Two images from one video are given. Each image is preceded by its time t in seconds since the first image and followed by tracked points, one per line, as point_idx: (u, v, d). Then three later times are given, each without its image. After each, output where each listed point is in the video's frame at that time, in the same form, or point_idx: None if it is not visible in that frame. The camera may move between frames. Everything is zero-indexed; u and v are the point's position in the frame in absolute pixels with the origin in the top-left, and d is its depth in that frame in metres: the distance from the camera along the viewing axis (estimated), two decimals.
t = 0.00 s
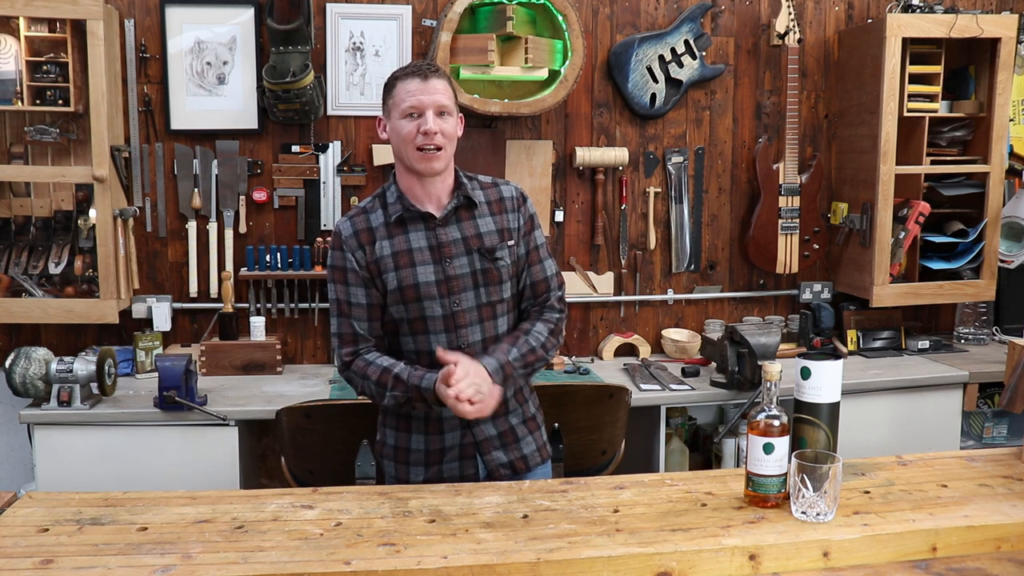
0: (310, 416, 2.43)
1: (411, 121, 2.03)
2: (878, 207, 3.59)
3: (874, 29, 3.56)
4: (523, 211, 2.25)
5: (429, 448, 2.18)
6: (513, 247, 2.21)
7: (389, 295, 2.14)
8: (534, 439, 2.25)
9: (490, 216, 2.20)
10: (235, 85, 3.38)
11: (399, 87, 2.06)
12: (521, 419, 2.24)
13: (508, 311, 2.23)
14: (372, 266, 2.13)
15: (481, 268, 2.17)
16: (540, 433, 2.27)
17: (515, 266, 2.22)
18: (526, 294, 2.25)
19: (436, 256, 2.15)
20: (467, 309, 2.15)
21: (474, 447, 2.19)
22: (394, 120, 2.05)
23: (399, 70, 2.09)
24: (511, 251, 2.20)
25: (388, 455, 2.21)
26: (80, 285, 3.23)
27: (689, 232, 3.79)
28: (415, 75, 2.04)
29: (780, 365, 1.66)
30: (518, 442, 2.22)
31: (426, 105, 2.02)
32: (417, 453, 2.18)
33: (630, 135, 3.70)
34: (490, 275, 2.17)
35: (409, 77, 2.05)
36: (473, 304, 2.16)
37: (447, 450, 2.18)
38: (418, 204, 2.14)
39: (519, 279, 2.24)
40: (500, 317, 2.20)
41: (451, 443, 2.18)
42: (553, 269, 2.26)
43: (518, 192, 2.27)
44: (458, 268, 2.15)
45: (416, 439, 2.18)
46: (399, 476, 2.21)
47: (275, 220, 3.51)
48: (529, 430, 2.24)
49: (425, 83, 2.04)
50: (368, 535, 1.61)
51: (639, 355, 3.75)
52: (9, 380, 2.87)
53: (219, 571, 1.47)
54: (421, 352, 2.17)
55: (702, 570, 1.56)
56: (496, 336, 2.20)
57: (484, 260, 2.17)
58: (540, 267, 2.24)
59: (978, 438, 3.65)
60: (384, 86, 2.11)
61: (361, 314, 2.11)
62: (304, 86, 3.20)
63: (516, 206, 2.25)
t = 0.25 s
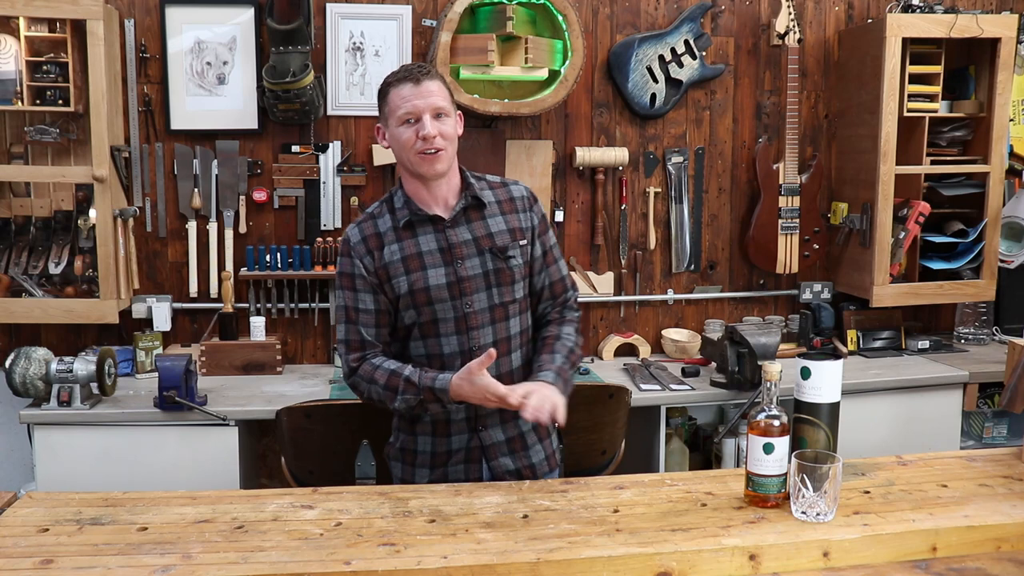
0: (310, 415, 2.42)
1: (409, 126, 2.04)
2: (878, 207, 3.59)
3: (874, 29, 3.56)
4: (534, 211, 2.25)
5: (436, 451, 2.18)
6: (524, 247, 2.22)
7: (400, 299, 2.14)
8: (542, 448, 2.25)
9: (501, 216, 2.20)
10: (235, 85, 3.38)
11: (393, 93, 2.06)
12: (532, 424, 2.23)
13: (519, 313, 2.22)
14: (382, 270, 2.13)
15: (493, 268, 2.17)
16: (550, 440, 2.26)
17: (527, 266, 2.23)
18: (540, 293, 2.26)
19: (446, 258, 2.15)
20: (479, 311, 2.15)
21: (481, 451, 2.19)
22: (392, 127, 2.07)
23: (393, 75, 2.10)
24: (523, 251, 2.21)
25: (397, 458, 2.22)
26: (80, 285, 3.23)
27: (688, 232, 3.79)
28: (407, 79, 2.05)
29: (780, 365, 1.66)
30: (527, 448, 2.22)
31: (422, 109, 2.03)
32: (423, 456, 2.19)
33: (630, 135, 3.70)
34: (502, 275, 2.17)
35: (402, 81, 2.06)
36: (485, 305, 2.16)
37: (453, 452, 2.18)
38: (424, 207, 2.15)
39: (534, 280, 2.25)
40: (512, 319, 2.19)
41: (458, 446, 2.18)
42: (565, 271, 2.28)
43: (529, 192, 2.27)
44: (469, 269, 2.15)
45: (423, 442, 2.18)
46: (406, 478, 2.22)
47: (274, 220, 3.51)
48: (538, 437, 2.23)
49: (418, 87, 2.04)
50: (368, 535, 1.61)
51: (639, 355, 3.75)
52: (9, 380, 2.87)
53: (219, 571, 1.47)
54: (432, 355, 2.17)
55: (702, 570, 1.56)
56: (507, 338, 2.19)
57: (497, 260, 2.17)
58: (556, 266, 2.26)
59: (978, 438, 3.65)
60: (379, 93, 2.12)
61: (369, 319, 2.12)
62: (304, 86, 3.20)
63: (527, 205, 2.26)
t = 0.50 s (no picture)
0: (310, 415, 2.42)
1: (435, 120, 2.04)
2: (877, 207, 3.59)
3: (874, 29, 3.56)
4: (559, 215, 2.25)
5: (439, 452, 2.18)
6: (543, 250, 2.21)
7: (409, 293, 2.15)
8: (550, 456, 2.22)
9: (522, 216, 2.20)
10: (235, 85, 3.38)
11: (423, 86, 2.08)
12: (539, 432, 2.21)
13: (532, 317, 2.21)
14: (393, 262, 2.15)
15: (507, 268, 2.16)
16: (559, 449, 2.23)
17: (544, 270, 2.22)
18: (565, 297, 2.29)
19: (460, 255, 2.15)
20: (488, 310, 2.15)
21: (484, 455, 2.17)
22: (419, 120, 2.07)
23: (423, 67, 2.11)
24: (540, 254, 2.20)
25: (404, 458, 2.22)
26: (80, 285, 3.23)
27: (688, 232, 3.79)
28: (437, 72, 2.06)
29: (780, 365, 1.66)
30: (532, 455, 2.20)
31: (449, 103, 2.04)
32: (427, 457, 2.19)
33: (630, 135, 3.70)
34: (516, 276, 2.17)
35: (431, 74, 2.07)
36: (495, 305, 2.16)
37: (457, 455, 2.17)
38: (446, 201, 2.16)
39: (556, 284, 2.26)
40: (521, 322, 2.18)
41: (460, 448, 2.17)
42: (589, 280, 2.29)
43: (555, 195, 2.27)
44: (483, 267, 2.15)
45: (427, 443, 2.19)
46: (411, 479, 2.22)
47: (274, 220, 3.51)
48: (546, 445, 2.22)
49: (448, 81, 2.05)
50: (368, 535, 1.61)
51: (638, 355, 3.75)
52: (9, 380, 2.87)
53: (219, 571, 1.47)
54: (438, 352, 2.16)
55: (702, 570, 1.56)
56: (515, 341, 2.18)
57: (512, 260, 2.17)
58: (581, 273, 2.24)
59: (977, 438, 3.65)
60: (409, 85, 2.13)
61: (376, 311, 2.14)
62: (304, 86, 3.20)
63: (553, 209, 2.25)
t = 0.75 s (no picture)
0: (311, 415, 2.42)
1: (480, 126, 1.98)
2: (878, 207, 3.59)
3: (874, 29, 3.56)
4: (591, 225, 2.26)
5: (448, 452, 2.18)
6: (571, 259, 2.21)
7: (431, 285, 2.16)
8: (561, 465, 2.21)
9: (554, 223, 2.20)
10: (235, 85, 3.38)
11: (470, 87, 2.00)
12: (551, 440, 2.20)
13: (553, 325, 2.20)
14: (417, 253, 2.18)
15: (531, 273, 2.17)
16: (570, 458, 2.22)
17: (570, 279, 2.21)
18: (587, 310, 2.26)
19: (486, 253, 2.16)
20: (508, 313, 2.15)
21: (493, 460, 2.17)
22: (462, 122, 2.01)
23: (473, 63, 2.02)
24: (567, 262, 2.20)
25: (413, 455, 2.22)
26: (80, 285, 3.23)
27: (688, 232, 3.79)
28: (487, 76, 1.98)
29: (780, 365, 1.66)
30: (543, 463, 2.18)
31: (497, 111, 1.97)
32: (436, 456, 2.19)
33: (630, 135, 3.70)
34: (539, 282, 2.16)
35: (481, 75, 1.99)
36: (515, 309, 2.16)
37: (467, 457, 2.17)
38: (478, 198, 2.17)
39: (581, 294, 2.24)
40: (541, 328, 2.17)
41: (470, 451, 2.17)
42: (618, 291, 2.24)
43: (590, 206, 2.27)
44: (507, 269, 2.16)
45: (437, 441, 2.19)
46: (419, 478, 2.22)
47: (274, 220, 3.51)
48: (558, 453, 2.20)
49: (497, 86, 1.97)
50: (368, 535, 1.61)
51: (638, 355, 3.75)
52: (9, 380, 2.87)
53: (219, 571, 1.47)
54: (453, 349, 2.16)
55: (702, 570, 1.56)
56: (532, 347, 2.17)
57: (537, 266, 2.17)
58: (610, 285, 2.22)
59: (977, 438, 3.65)
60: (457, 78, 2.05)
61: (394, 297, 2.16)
62: (304, 86, 3.20)
63: (585, 219, 2.26)
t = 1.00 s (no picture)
0: (310, 415, 2.42)
1: (526, 131, 1.90)
2: (878, 207, 3.59)
3: (874, 29, 3.56)
4: (627, 238, 2.16)
5: (458, 454, 2.17)
6: (602, 272, 2.13)
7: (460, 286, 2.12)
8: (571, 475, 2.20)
9: (588, 234, 2.13)
10: (235, 85, 3.38)
11: (519, 88, 1.91)
12: (564, 450, 2.19)
13: (577, 338, 2.16)
14: (448, 252, 2.12)
15: (559, 285, 2.11)
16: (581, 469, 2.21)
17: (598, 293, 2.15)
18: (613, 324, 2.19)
19: (516, 260, 2.10)
20: (532, 323, 2.11)
21: (502, 467, 2.16)
22: (508, 124, 1.93)
23: (525, 65, 1.92)
24: (598, 276, 2.13)
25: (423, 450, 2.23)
26: (81, 285, 3.23)
27: (688, 232, 3.79)
28: (538, 79, 1.88)
29: (780, 365, 1.66)
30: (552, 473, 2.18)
31: (544, 117, 1.89)
32: (444, 456, 2.18)
33: (630, 135, 3.70)
34: (567, 295, 2.11)
35: (532, 78, 1.90)
36: (540, 320, 2.12)
37: (475, 460, 2.16)
38: (516, 201, 2.10)
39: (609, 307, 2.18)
40: (564, 342, 2.14)
41: (480, 456, 2.16)
42: (648, 308, 2.17)
43: (629, 216, 2.17)
44: (536, 278, 2.11)
45: (449, 441, 2.18)
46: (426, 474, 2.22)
47: (275, 220, 3.51)
48: (569, 463, 2.19)
49: (546, 91, 1.89)
50: (368, 535, 1.61)
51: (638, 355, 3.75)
52: (9, 380, 2.87)
53: (219, 571, 1.47)
54: (473, 353, 2.14)
55: (702, 570, 1.56)
56: (553, 360, 2.14)
57: (566, 277, 2.11)
58: (640, 302, 2.16)
59: (977, 438, 3.65)
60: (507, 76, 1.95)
61: (423, 296, 2.10)
62: (304, 86, 3.20)
63: (622, 231, 2.16)
